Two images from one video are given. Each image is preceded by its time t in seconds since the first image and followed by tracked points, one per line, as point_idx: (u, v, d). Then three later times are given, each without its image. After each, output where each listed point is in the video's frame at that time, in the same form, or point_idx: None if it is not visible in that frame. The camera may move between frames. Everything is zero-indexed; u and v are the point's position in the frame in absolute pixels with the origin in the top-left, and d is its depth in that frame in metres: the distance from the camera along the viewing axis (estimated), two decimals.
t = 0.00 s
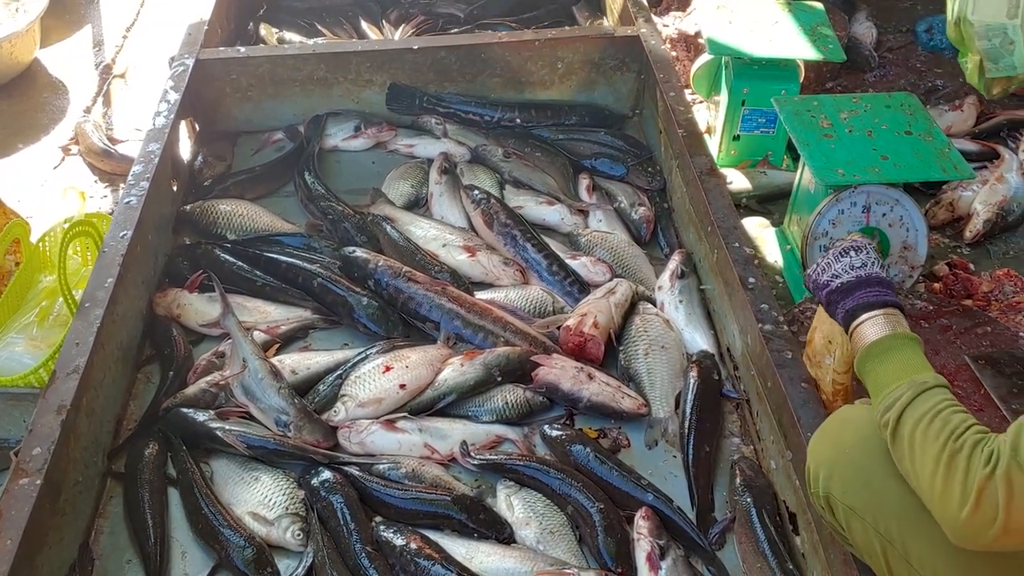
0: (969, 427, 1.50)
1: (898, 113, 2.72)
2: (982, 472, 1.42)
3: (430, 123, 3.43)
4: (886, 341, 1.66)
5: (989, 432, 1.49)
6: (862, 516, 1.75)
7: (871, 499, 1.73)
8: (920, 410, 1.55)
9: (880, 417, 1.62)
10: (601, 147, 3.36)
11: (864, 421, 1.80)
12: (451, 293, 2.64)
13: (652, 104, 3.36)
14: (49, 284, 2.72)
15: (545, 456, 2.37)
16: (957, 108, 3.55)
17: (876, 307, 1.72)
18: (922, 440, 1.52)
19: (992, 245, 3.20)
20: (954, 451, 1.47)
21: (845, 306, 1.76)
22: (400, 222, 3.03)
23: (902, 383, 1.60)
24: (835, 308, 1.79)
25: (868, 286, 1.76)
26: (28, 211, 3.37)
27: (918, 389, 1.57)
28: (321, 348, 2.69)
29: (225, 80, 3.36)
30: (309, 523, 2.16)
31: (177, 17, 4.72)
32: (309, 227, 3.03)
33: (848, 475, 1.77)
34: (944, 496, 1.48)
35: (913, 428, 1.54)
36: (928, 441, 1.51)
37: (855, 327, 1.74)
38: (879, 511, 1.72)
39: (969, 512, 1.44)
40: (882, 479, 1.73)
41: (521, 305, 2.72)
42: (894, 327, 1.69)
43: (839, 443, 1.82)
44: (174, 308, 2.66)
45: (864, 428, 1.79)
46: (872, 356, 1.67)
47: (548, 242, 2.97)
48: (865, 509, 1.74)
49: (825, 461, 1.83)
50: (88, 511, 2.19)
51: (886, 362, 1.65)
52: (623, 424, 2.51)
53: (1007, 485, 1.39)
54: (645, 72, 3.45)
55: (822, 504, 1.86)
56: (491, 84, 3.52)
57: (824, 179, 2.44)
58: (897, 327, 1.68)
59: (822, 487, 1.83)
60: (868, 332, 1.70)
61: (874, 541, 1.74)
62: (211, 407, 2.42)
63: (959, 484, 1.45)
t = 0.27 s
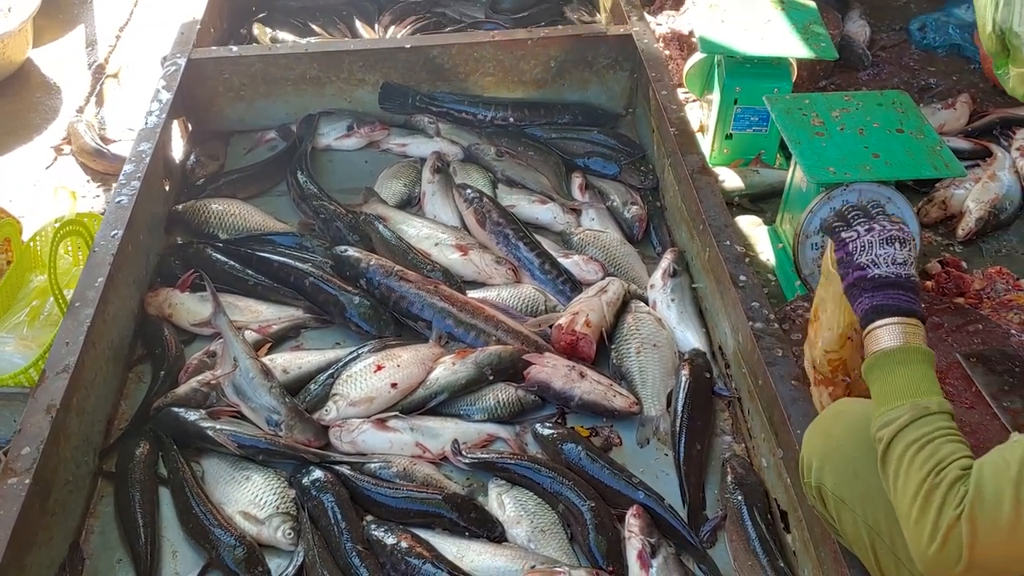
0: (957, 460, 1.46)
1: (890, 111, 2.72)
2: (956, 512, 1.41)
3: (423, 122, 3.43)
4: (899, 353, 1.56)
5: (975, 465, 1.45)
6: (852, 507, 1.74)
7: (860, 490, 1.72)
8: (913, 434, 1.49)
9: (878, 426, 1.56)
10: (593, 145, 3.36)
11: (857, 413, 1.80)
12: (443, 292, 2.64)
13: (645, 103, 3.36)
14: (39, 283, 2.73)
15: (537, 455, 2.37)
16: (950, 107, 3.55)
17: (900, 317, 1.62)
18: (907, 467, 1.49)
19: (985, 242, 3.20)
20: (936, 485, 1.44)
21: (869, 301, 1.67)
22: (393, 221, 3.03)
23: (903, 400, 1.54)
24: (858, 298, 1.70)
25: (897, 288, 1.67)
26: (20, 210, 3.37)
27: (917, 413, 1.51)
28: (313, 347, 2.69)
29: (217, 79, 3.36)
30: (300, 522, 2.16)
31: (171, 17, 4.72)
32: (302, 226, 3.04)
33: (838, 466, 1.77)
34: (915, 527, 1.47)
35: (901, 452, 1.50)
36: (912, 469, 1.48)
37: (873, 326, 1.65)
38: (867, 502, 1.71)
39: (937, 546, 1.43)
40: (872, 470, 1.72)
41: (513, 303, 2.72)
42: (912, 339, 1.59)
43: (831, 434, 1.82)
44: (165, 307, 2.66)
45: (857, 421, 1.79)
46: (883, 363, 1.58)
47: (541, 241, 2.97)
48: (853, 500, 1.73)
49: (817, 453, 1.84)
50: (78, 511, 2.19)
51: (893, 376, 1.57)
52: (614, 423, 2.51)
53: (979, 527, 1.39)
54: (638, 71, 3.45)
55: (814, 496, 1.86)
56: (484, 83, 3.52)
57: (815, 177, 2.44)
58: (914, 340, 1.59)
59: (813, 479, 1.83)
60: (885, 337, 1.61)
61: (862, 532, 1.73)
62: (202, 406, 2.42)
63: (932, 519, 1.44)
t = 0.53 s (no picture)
0: (911, 428, 1.46)
1: (883, 109, 2.73)
2: (894, 476, 1.42)
3: (417, 121, 3.43)
4: (892, 322, 1.58)
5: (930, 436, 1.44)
6: (840, 493, 1.76)
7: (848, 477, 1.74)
8: (879, 397, 1.52)
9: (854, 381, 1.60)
10: (587, 144, 3.37)
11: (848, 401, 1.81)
12: (438, 290, 2.64)
13: (639, 102, 3.37)
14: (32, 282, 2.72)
15: (531, 453, 2.38)
16: (943, 105, 3.56)
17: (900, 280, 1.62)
18: (866, 427, 1.52)
19: (978, 240, 3.21)
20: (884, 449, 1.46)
21: (873, 259, 1.68)
22: (387, 220, 3.03)
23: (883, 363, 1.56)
24: (865, 257, 1.72)
25: (906, 251, 1.66)
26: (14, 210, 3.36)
27: (888, 376, 1.53)
28: (307, 346, 2.69)
29: (211, 79, 3.36)
30: (294, 521, 2.16)
31: (165, 16, 4.72)
32: (296, 225, 3.04)
33: (828, 452, 1.79)
34: (859, 485, 1.50)
35: (864, 412, 1.53)
36: (868, 428, 1.51)
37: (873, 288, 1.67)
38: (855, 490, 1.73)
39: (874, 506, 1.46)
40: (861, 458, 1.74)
41: (507, 302, 2.72)
42: (907, 306, 1.59)
43: (822, 422, 1.84)
44: (159, 307, 2.66)
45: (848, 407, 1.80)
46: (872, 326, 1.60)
47: (535, 240, 2.98)
48: (841, 486, 1.76)
49: (808, 439, 1.86)
50: (72, 510, 2.19)
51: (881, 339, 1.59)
52: (609, 421, 2.51)
53: (910, 493, 1.39)
54: (632, 69, 3.45)
55: (805, 483, 1.88)
56: (479, 82, 3.52)
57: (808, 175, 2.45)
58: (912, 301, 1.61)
59: (804, 465, 1.86)
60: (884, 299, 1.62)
61: (849, 518, 1.75)
62: (196, 405, 2.42)
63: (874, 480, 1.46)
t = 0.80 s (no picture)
0: (906, 395, 1.42)
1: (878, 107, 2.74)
2: (885, 441, 1.40)
3: (413, 120, 3.43)
4: (901, 284, 1.48)
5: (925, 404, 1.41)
6: (832, 497, 1.76)
7: (841, 481, 1.74)
8: (878, 360, 1.46)
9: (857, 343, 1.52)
10: (583, 143, 3.37)
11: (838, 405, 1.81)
12: (434, 290, 2.64)
13: (635, 101, 3.37)
14: (28, 282, 2.72)
15: (527, 452, 2.38)
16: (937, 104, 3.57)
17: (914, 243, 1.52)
18: (861, 388, 1.48)
19: (972, 238, 3.22)
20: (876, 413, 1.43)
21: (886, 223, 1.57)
22: (383, 219, 3.03)
23: (886, 325, 1.48)
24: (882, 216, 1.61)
25: (922, 213, 1.54)
26: (9, 210, 3.36)
27: (888, 340, 1.46)
28: (303, 346, 2.69)
29: (207, 79, 3.36)
30: (291, 520, 2.16)
31: (160, 16, 4.72)
32: (292, 225, 3.04)
33: (820, 456, 1.79)
34: (850, 444, 1.48)
35: (862, 372, 1.49)
36: (863, 389, 1.47)
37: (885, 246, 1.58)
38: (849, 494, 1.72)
39: (860, 467, 1.44)
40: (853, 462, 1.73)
41: (503, 301, 2.72)
42: (919, 269, 1.50)
43: (813, 426, 1.83)
44: (155, 307, 2.65)
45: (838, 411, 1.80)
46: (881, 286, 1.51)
47: (531, 239, 2.98)
48: (834, 490, 1.75)
49: (799, 443, 1.85)
50: (68, 510, 2.18)
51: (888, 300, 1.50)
52: (605, 419, 2.51)
53: (898, 461, 1.38)
54: (628, 68, 3.46)
55: (797, 487, 1.87)
56: (474, 81, 3.53)
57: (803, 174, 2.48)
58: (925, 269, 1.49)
59: (795, 470, 1.85)
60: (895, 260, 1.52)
61: (843, 522, 1.75)
62: (193, 405, 2.42)
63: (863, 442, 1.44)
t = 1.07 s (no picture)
0: (915, 339, 1.44)
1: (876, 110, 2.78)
2: (895, 386, 1.42)
3: (411, 121, 3.43)
4: (909, 228, 1.55)
5: (934, 348, 1.43)
6: (832, 495, 1.77)
7: (841, 478, 1.75)
8: (887, 302, 1.50)
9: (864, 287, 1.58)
10: (581, 144, 3.38)
11: (838, 403, 1.84)
12: (433, 290, 2.64)
13: (633, 102, 3.38)
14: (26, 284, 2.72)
15: (527, 452, 2.38)
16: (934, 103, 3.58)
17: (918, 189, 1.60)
18: (873, 334, 1.51)
19: (970, 238, 3.23)
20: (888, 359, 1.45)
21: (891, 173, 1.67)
22: (382, 220, 3.04)
23: (895, 267, 1.53)
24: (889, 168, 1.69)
25: (925, 160, 1.63)
26: (7, 212, 3.36)
27: (894, 285, 1.50)
28: (302, 347, 2.69)
29: (205, 80, 3.35)
30: (291, 521, 2.16)
31: (158, 18, 4.72)
32: (291, 226, 3.04)
33: (820, 454, 1.80)
34: (860, 390, 1.50)
35: (873, 317, 1.52)
36: (873, 333, 1.51)
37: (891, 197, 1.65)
38: (849, 491, 1.74)
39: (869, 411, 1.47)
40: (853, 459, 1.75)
41: (502, 301, 2.72)
42: (924, 217, 1.57)
43: (812, 425, 1.85)
44: (154, 308, 2.65)
45: (838, 409, 1.83)
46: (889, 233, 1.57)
47: (530, 240, 2.98)
48: (834, 487, 1.76)
49: (799, 442, 1.87)
50: (68, 512, 2.18)
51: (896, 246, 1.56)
52: (605, 420, 2.51)
53: (909, 408, 1.39)
54: (626, 69, 3.46)
55: (797, 486, 1.88)
56: (473, 82, 3.53)
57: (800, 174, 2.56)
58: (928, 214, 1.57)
59: (795, 468, 1.86)
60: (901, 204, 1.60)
61: (843, 520, 1.75)
62: (192, 406, 2.42)
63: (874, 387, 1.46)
